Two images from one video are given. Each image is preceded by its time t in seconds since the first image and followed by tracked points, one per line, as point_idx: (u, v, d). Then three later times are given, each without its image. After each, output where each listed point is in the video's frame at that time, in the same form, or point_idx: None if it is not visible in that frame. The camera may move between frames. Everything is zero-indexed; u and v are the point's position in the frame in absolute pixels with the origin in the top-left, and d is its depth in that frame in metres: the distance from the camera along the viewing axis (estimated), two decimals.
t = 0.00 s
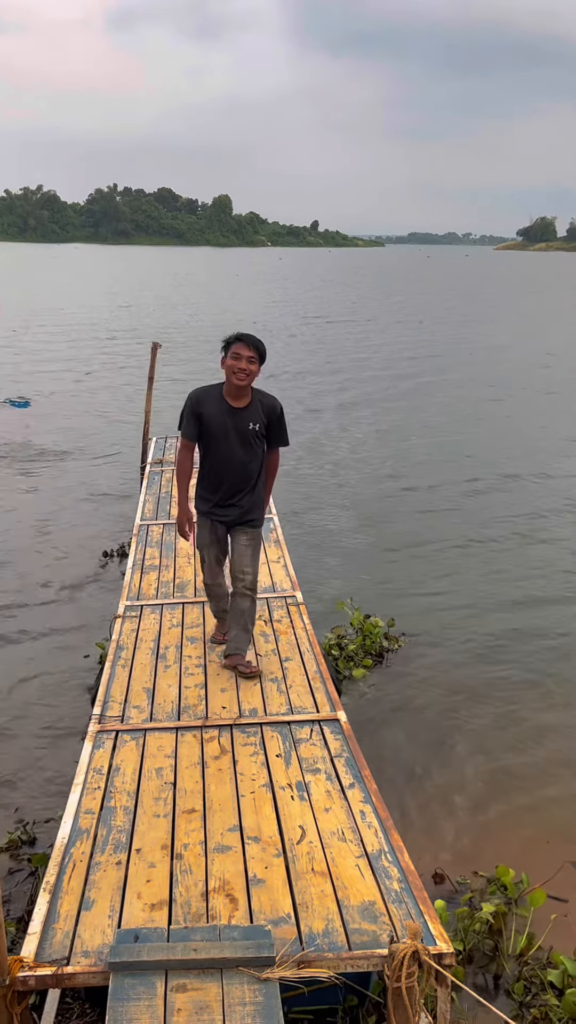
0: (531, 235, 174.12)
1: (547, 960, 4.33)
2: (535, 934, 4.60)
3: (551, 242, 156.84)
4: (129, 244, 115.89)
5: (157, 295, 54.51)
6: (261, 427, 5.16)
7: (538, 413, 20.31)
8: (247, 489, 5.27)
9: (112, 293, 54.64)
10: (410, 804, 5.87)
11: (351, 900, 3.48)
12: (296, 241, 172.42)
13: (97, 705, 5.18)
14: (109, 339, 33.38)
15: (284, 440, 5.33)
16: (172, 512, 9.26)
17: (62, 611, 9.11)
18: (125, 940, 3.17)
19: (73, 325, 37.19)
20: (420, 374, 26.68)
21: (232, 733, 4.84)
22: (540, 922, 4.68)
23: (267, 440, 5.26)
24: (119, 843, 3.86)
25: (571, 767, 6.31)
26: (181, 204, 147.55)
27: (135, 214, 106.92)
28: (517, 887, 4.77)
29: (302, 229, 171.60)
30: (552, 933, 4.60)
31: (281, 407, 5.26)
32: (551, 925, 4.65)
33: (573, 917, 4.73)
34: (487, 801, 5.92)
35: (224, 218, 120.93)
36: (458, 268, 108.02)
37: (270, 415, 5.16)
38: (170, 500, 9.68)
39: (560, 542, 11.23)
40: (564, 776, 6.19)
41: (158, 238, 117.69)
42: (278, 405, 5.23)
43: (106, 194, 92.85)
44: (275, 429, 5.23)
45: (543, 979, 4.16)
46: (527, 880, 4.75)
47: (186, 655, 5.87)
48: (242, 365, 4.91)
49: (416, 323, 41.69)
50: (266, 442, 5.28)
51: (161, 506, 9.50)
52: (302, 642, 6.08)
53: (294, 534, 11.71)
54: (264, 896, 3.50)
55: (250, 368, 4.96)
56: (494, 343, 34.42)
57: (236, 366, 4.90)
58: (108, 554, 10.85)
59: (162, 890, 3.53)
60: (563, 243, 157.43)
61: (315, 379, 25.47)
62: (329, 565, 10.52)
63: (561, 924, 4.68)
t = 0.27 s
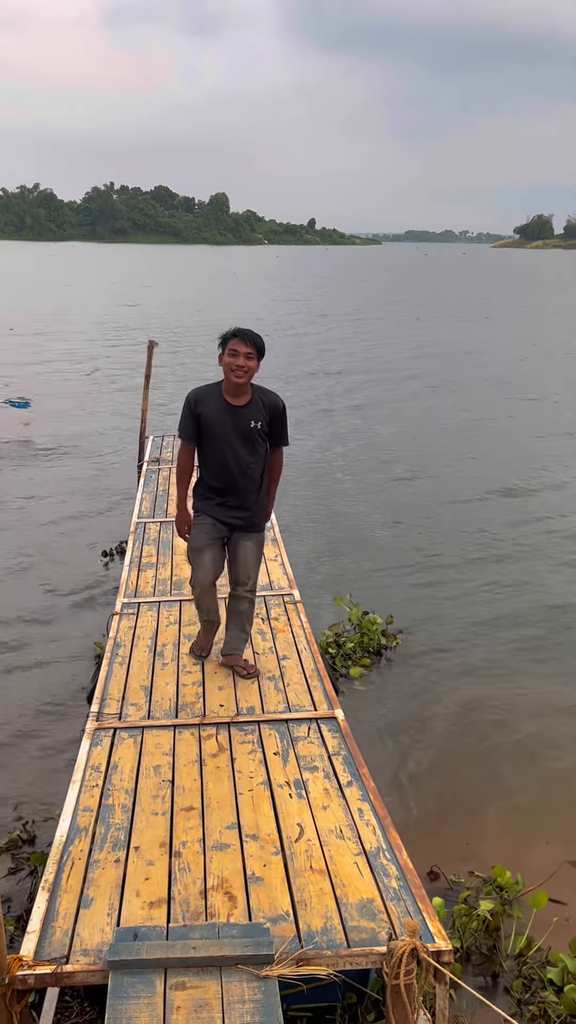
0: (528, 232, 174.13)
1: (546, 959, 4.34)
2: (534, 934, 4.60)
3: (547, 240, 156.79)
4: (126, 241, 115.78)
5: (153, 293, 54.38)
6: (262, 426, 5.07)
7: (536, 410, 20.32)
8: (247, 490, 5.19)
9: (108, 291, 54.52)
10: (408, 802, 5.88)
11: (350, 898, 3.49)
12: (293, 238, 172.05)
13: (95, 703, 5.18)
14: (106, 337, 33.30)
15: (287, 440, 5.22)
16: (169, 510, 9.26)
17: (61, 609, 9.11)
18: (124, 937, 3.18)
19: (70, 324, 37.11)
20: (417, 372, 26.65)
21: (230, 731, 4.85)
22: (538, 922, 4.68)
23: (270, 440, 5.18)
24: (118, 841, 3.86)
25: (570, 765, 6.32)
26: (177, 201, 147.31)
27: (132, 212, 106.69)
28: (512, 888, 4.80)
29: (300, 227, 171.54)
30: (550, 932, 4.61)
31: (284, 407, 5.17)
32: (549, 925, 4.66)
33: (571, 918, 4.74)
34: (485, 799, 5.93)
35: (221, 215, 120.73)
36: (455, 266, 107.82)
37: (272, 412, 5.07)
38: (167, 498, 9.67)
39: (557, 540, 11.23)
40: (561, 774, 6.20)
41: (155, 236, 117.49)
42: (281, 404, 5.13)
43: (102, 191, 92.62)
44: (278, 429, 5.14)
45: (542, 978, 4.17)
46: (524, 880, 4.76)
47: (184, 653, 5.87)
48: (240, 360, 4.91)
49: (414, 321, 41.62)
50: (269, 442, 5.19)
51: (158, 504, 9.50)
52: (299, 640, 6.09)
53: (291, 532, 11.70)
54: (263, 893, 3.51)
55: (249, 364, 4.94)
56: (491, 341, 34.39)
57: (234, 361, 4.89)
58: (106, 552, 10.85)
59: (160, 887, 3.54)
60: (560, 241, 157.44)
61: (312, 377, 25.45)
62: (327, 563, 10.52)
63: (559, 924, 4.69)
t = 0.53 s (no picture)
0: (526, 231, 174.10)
1: (545, 956, 4.35)
2: (533, 931, 4.61)
3: (545, 238, 156.76)
4: (124, 239, 115.69)
5: (150, 291, 54.32)
6: (259, 428, 4.88)
7: (535, 407, 20.35)
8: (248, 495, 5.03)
9: (106, 289, 54.45)
10: (407, 799, 5.88)
11: (350, 895, 3.50)
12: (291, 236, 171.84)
13: (94, 702, 5.18)
14: (104, 335, 33.27)
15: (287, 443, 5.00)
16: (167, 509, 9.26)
17: (59, 608, 9.11)
18: (124, 934, 3.18)
19: (69, 323, 37.07)
20: (415, 370, 26.63)
21: (229, 729, 4.85)
22: (537, 920, 4.69)
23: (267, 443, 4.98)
24: (117, 838, 3.87)
25: (570, 762, 6.32)
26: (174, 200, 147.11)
27: (129, 210, 106.49)
28: (510, 885, 4.80)
29: (297, 225, 171.48)
30: (549, 930, 4.61)
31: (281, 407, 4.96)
32: (548, 923, 4.66)
33: (569, 915, 4.74)
34: (484, 797, 5.93)
35: (218, 214, 120.58)
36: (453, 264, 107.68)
37: (268, 415, 4.87)
38: (166, 497, 9.67)
39: (555, 538, 11.24)
40: (559, 771, 6.21)
41: (152, 235, 117.32)
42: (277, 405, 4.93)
43: (99, 190, 92.48)
44: (276, 431, 4.93)
45: (541, 976, 4.17)
46: (523, 877, 4.77)
47: (183, 652, 5.88)
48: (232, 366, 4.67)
49: (412, 319, 41.55)
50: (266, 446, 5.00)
51: (156, 503, 9.50)
52: (299, 638, 6.09)
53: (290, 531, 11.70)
54: (262, 890, 3.51)
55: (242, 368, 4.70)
56: (490, 339, 34.38)
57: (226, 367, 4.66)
58: (104, 551, 10.85)
59: (160, 885, 3.54)
60: (557, 239, 157.41)
61: (310, 375, 25.44)
62: (326, 562, 10.53)
63: (558, 922, 4.69)
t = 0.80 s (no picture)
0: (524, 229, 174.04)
1: (544, 951, 4.35)
2: (532, 926, 4.61)
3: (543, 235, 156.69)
4: (122, 237, 115.63)
5: (148, 289, 54.22)
6: (247, 431, 4.69)
7: (533, 405, 20.35)
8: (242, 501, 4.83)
9: (103, 288, 54.36)
10: (406, 795, 5.88)
11: (348, 891, 3.50)
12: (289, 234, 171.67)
13: (93, 700, 5.18)
14: (102, 334, 33.21)
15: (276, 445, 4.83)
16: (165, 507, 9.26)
17: (57, 607, 9.10)
18: (123, 931, 3.18)
19: (66, 321, 37.00)
20: (413, 368, 26.62)
21: (228, 726, 4.85)
22: (536, 914, 4.69)
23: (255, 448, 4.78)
24: (116, 836, 3.86)
25: (568, 758, 6.33)
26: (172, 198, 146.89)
27: (127, 209, 106.31)
28: (509, 880, 4.81)
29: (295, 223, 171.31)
30: (548, 925, 4.61)
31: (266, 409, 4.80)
32: (547, 917, 4.66)
33: (568, 910, 4.75)
34: (483, 792, 5.94)
35: (216, 212, 120.43)
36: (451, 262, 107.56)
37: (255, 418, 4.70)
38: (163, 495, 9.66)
39: (554, 535, 11.24)
40: (558, 766, 6.21)
41: (150, 233, 117.13)
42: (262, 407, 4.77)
43: (97, 188, 92.29)
44: (264, 433, 4.75)
45: (540, 971, 4.18)
46: (522, 872, 4.77)
47: (181, 649, 5.88)
48: (215, 375, 4.47)
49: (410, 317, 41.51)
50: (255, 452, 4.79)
51: (154, 501, 9.50)
52: (297, 635, 6.08)
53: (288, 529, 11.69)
54: (261, 887, 3.51)
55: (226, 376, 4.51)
56: (488, 337, 34.37)
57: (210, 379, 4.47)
58: (102, 549, 10.84)
59: (158, 882, 3.54)
60: (556, 237, 157.35)
61: (308, 373, 25.42)
62: (324, 560, 10.52)
63: (557, 916, 4.69)
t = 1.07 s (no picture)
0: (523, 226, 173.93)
1: (541, 944, 4.36)
2: (529, 919, 4.62)
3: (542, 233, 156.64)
4: (121, 235, 115.53)
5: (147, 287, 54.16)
6: (235, 428, 4.55)
7: (532, 402, 20.36)
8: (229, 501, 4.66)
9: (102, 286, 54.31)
10: (404, 791, 5.90)
11: (346, 887, 3.50)
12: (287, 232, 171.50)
13: (92, 698, 5.18)
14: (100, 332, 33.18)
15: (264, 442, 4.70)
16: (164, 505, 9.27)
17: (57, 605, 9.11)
18: (121, 927, 3.19)
19: (64, 319, 36.96)
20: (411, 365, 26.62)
21: (227, 723, 4.85)
22: (533, 908, 4.70)
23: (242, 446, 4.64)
24: (115, 833, 3.87)
25: (566, 754, 6.34)
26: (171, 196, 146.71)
27: (125, 206, 106.14)
28: (507, 874, 4.82)
29: (294, 220, 171.15)
30: (546, 918, 4.63)
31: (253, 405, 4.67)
32: (545, 911, 4.68)
33: (566, 903, 4.76)
34: (480, 788, 5.95)
35: (215, 209, 120.31)
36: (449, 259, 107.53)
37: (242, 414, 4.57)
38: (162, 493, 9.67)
39: (551, 532, 11.26)
40: (556, 762, 6.23)
41: (149, 231, 116.99)
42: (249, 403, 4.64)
43: (95, 186, 92.18)
44: (251, 429, 4.62)
45: (538, 964, 4.19)
46: (520, 866, 4.79)
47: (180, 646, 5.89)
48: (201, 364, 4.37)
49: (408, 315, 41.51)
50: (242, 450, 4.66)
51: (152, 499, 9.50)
52: (295, 631, 6.09)
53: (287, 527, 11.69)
54: (259, 883, 3.52)
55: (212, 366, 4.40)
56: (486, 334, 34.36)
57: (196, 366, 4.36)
58: (101, 547, 10.84)
59: (157, 878, 3.55)
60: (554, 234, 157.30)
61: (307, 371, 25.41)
62: (322, 557, 10.53)
63: (554, 909, 4.71)
